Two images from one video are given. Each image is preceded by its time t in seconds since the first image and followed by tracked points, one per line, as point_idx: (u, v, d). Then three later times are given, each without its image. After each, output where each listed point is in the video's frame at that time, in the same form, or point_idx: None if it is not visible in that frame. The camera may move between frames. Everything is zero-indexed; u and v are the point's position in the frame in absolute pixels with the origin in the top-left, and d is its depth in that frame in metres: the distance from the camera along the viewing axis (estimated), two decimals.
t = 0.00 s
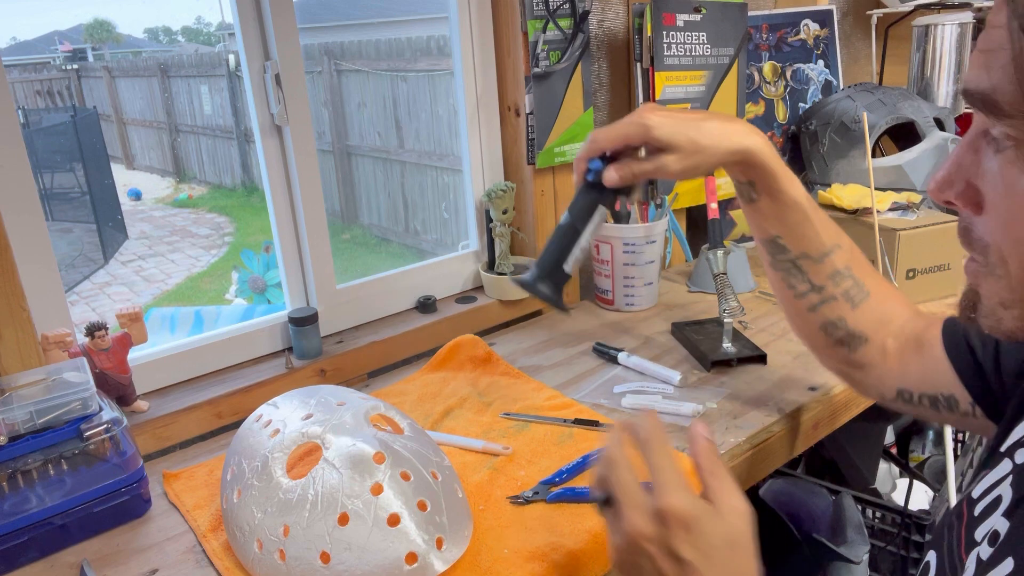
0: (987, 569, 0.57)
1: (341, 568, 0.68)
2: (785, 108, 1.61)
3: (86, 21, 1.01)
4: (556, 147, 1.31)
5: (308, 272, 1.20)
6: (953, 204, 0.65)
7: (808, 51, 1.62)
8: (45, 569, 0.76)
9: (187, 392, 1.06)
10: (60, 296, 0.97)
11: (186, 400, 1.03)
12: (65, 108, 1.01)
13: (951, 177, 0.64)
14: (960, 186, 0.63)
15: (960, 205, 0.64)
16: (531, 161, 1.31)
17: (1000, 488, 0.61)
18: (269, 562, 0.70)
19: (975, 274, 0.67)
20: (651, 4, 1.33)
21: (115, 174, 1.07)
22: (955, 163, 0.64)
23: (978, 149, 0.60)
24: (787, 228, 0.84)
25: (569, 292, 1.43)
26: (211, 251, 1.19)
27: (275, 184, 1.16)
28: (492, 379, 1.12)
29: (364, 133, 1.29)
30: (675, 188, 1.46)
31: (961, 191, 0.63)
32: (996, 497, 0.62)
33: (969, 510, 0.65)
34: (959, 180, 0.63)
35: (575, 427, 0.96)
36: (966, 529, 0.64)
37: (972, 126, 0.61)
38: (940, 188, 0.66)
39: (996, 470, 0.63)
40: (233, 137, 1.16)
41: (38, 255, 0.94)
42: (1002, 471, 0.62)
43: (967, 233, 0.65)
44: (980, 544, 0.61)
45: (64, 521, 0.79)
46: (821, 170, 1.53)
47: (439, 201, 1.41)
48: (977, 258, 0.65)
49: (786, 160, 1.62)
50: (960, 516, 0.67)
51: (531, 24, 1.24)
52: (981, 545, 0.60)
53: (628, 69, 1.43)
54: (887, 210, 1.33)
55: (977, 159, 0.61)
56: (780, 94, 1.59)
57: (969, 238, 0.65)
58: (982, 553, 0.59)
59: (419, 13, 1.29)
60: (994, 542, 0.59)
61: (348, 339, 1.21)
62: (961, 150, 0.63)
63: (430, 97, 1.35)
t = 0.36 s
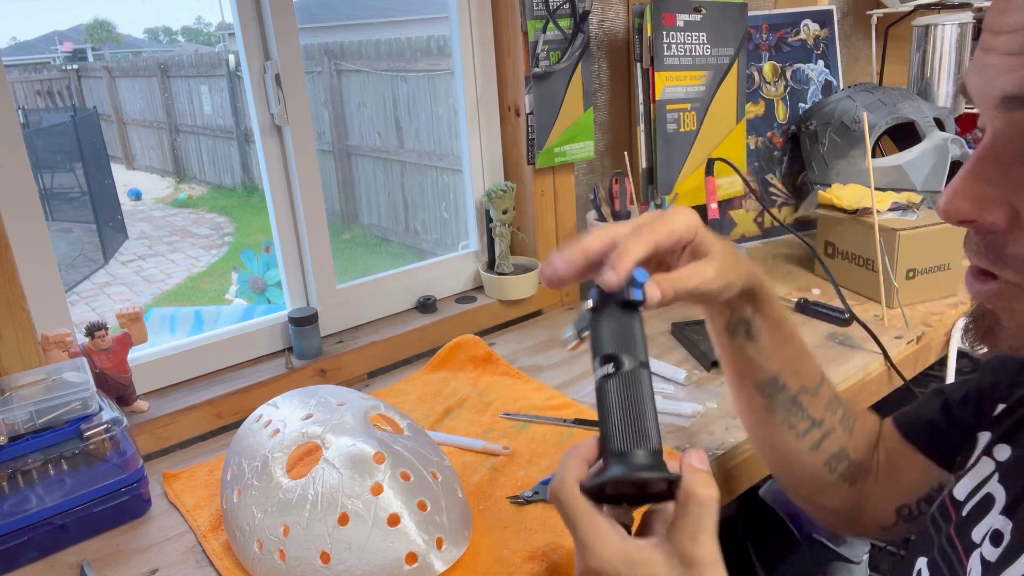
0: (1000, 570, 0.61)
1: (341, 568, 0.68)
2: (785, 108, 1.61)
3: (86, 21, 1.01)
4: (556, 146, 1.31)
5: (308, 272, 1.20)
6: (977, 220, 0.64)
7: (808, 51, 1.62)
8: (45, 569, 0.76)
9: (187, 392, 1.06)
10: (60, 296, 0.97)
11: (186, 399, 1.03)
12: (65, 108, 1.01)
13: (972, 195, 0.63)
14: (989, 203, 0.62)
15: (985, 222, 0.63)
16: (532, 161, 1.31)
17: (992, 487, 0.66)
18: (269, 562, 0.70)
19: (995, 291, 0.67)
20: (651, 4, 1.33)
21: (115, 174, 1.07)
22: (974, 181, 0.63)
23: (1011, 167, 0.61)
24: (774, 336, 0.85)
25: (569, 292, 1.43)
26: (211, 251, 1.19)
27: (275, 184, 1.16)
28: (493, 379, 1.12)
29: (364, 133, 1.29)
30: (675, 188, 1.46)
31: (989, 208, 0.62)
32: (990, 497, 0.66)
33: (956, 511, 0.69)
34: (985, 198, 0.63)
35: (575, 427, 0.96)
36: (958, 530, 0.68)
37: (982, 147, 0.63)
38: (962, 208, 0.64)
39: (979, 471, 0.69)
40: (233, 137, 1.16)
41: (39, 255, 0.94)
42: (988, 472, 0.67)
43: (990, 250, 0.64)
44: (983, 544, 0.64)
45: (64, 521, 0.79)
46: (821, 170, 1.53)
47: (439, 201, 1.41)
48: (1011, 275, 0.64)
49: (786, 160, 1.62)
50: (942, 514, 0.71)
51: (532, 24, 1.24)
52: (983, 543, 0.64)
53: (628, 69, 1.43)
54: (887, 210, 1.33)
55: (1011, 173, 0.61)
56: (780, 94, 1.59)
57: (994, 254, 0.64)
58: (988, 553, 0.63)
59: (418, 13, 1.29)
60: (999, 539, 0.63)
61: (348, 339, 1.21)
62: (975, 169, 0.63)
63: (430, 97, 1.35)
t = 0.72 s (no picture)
0: (995, 565, 0.59)
1: (341, 568, 0.68)
2: (785, 108, 1.61)
3: (86, 21, 1.01)
4: (556, 147, 1.31)
5: (308, 272, 1.20)
6: (996, 224, 0.55)
7: (808, 51, 1.62)
8: (45, 569, 0.76)
9: (187, 391, 1.06)
10: (60, 297, 0.97)
11: (186, 399, 1.03)
12: (65, 108, 1.01)
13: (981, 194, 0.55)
14: (1005, 204, 0.54)
15: (1005, 225, 0.54)
16: (532, 161, 1.31)
17: (936, 491, 0.66)
18: (269, 562, 0.70)
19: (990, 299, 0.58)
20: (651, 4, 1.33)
21: (115, 174, 1.07)
22: (986, 180, 0.55)
23: None
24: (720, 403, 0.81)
25: (569, 292, 1.43)
26: (211, 251, 1.19)
27: (275, 183, 1.16)
28: (493, 379, 1.12)
29: (364, 133, 1.29)
30: (675, 188, 1.46)
31: (1006, 210, 0.54)
32: (943, 498, 0.65)
33: (911, 524, 0.68)
34: (1000, 198, 0.54)
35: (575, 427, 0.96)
36: (928, 539, 0.66)
37: (987, 140, 0.55)
38: (977, 209, 0.55)
39: (911, 481, 0.69)
40: (233, 137, 1.15)
41: (38, 255, 0.94)
42: (923, 480, 0.68)
43: (998, 256, 0.56)
44: (965, 546, 0.62)
45: (64, 521, 0.79)
46: (821, 170, 1.53)
47: (439, 201, 1.41)
48: None
49: (786, 160, 1.62)
50: (894, 535, 0.70)
51: (531, 24, 1.24)
52: (963, 543, 0.62)
53: (628, 69, 1.43)
54: (887, 211, 1.33)
55: None
56: (780, 94, 1.59)
57: (1000, 263, 0.56)
58: (976, 551, 0.61)
59: (418, 13, 1.29)
60: (978, 534, 0.61)
61: (348, 338, 1.21)
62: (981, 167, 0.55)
63: (430, 97, 1.35)
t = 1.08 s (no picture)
0: (962, 539, 0.60)
1: (341, 568, 0.68)
2: (785, 108, 1.61)
3: (86, 21, 1.01)
4: (556, 146, 1.31)
5: (308, 272, 1.20)
6: (919, 199, 0.56)
7: (809, 51, 1.61)
8: (45, 569, 0.76)
9: (188, 392, 1.06)
10: (60, 297, 0.97)
11: (186, 399, 1.03)
12: (65, 108, 1.01)
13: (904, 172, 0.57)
14: (925, 179, 0.56)
15: (927, 200, 0.56)
16: (532, 161, 1.31)
17: (885, 480, 0.68)
18: (269, 561, 0.70)
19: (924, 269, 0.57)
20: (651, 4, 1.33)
21: (114, 174, 1.07)
22: (907, 158, 0.57)
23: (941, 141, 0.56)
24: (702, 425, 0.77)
25: (569, 292, 1.43)
26: (211, 251, 1.19)
27: (275, 183, 1.16)
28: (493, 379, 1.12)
29: (365, 133, 1.29)
30: (675, 188, 1.46)
31: (926, 185, 0.56)
32: (894, 486, 0.67)
33: (864, 515, 0.69)
34: (920, 174, 0.56)
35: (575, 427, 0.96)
36: (883, 528, 0.67)
37: (904, 124, 0.57)
38: (900, 186, 0.56)
39: (852, 475, 0.71)
40: (233, 137, 1.15)
41: (39, 255, 0.94)
42: (867, 472, 0.70)
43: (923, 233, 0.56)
44: (925, 525, 0.63)
45: (64, 521, 0.79)
46: (821, 170, 1.53)
47: (439, 201, 1.41)
48: (951, 248, 0.55)
49: (786, 160, 1.62)
50: (851, 531, 0.70)
51: (531, 24, 1.24)
52: (921, 523, 0.64)
53: (628, 69, 1.43)
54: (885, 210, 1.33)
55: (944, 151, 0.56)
56: (780, 94, 1.59)
57: (926, 234, 0.56)
58: (936, 528, 0.62)
59: (419, 13, 1.29)
60: (936, 510, 0.63)
61: (348, 339, 1.21)
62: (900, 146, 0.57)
63: (430, 97, 1.35)
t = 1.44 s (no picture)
0: (962, 543, 0.60)
1: (341, 568, 0.68)
2: (785, 108, 1.61)
3: (86, 21, 1.01)
4: (556, 147, 1.31)
5: (308, 272, 1.20)
6: (908, 203, 0.56)
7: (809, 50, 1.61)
8: (45, 569, 0.76)
9: (188, 392, 1.06)
10: (60, 297, 0.97)
11: (186, 399, 1.03)
12: (65, 108, 1.01)
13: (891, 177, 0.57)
14: (914, 183, 0.56)
15: (915, 204, 0.56)
16: (531, 161, 1.31)
17: (883, 484, 0.68)
18: (269, 561, 0.70)
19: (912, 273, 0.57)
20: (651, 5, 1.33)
21: (114, 174, 1.07)
22: (895, 162, 0.57)
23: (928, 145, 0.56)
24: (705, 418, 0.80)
25: (569, 292, 1.43)
26: (211, 251, 1.19)
27: (275, 183, 1.16)
28: (493, 380, 1.12)
29: (365, 133, 1.29)
30: (675, 188, 1.46)
31: (915, 189, 0.56)
32: (893, 490, 0.67)
33: (863, 519, 0.69)
34: (909, 178, 0.56)
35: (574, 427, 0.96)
36: (882, 532, 0.67)
37: (894, 127, 0.57)
38: (889, 189, 0.56)
39: (850, 479, 0.71)
40: (233, 137, 1.15)
41: (39, 255, 0.94)
42: (866, 476, 0.69)
43: (909, 237, 0.57)
44: (924, 529, 0.63)
45: (64, 521, 0.79)
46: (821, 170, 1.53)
47: (439, 201, 1.41)
48: (939, 253, 0.55)
49: (786, 160, 1.62)
50: (850, 535, 0.70)
51: (531, 24, 1.24)
52: (920, 528, 0.64)
53: (628, 69, 1.43)
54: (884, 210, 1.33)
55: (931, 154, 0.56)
56: (780, 94, 1.59)
57: (914, 238, 0.56)
58: (936, 532, 0.62)
59: (419, 13, 1.29)
60: (936, 515, 0.63)
61: (348, 339, 1.21)
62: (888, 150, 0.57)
63: (430, 97, 1.35)
